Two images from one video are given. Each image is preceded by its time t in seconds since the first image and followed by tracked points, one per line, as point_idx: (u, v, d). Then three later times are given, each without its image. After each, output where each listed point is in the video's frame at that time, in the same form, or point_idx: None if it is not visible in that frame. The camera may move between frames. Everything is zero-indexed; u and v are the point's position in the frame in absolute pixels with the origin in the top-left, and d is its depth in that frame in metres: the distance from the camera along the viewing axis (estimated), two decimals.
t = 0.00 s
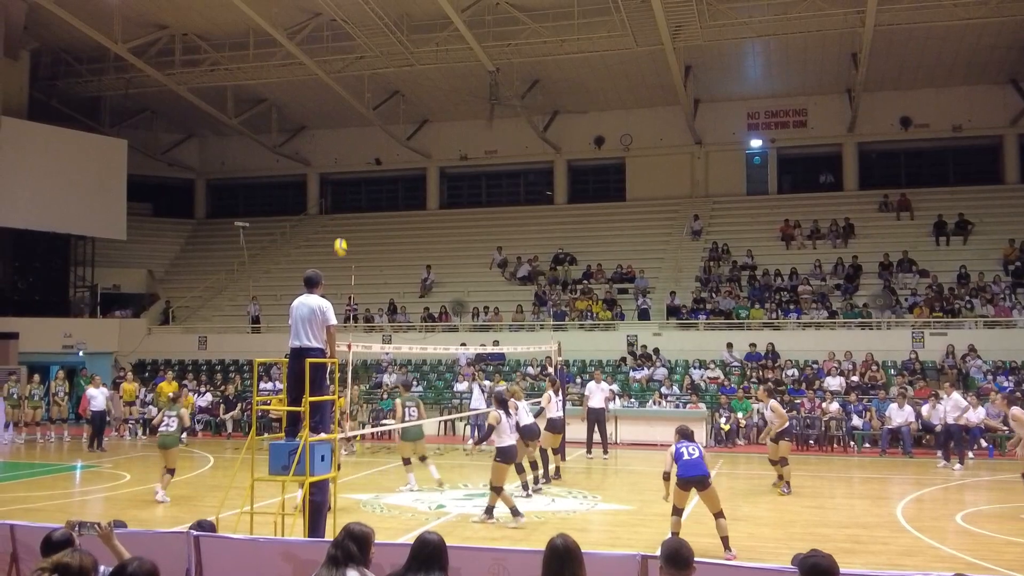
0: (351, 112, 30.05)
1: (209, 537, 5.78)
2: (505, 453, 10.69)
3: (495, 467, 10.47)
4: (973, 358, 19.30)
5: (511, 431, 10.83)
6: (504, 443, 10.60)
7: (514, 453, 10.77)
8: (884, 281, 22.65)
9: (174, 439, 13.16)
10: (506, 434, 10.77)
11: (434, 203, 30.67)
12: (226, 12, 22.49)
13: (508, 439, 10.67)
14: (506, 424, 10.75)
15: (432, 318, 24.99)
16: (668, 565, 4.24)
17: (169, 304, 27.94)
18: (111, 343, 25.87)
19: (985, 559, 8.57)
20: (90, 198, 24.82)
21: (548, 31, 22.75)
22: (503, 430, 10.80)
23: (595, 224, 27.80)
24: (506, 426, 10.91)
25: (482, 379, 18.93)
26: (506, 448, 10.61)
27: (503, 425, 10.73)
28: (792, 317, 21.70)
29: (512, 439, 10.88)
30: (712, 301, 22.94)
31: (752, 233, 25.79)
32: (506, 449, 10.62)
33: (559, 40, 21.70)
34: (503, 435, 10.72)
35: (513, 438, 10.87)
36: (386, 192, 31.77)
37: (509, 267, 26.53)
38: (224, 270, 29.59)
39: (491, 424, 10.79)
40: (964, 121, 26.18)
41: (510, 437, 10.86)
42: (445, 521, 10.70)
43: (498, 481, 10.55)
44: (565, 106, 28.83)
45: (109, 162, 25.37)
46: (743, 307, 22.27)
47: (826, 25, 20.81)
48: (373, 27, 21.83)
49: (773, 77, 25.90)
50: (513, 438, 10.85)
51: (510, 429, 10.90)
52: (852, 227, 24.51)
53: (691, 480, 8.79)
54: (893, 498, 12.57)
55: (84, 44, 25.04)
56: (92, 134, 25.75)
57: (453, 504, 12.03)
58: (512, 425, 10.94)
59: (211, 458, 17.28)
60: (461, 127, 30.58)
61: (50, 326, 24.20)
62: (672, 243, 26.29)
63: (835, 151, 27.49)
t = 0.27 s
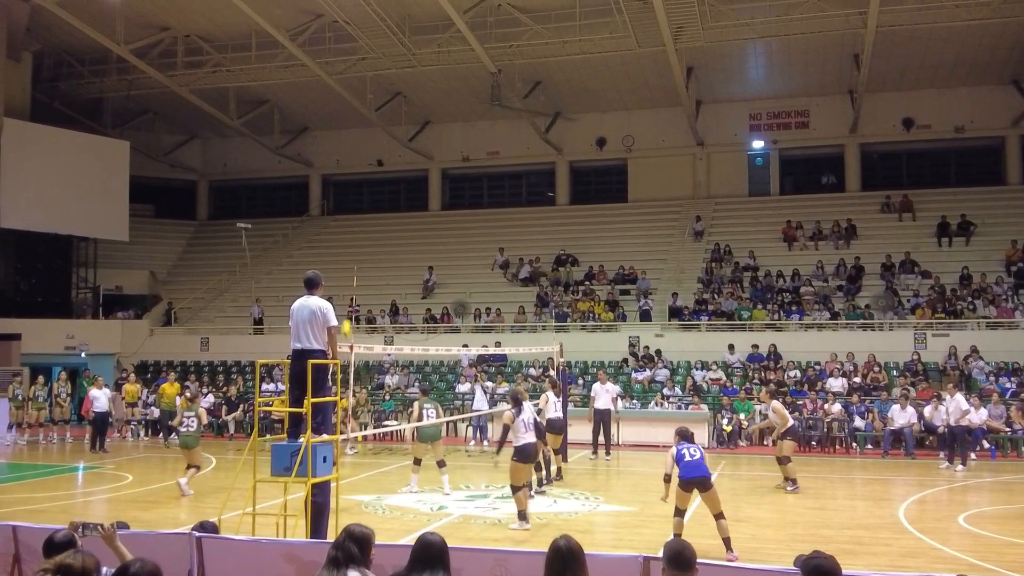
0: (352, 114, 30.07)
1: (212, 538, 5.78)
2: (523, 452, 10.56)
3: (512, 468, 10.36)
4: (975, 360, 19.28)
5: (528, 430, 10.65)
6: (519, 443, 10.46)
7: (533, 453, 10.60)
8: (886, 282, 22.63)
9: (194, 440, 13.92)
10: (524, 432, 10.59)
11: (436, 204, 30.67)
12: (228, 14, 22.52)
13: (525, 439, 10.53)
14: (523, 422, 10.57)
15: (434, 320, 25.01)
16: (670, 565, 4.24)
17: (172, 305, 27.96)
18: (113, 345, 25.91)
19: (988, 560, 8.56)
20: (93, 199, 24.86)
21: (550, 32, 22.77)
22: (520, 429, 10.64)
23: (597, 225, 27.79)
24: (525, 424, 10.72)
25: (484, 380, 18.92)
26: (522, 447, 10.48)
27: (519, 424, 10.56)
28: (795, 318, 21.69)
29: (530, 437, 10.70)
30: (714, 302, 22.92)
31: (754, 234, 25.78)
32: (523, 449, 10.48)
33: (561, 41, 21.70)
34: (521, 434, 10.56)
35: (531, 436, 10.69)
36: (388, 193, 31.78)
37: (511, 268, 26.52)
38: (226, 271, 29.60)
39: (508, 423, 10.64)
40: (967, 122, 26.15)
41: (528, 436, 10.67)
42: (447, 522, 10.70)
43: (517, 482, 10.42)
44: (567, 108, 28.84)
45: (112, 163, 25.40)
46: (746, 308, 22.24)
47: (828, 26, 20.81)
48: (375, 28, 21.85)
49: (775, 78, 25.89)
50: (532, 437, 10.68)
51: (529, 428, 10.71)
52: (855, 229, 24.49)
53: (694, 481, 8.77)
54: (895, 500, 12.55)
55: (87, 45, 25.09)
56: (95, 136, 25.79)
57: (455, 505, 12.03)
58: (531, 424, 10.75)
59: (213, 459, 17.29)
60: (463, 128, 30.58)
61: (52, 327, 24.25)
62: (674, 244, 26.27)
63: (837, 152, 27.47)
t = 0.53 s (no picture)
0: (354, 115, 30.08)
1: (213, 539, 5.78)
2: (543, 457, 10.26)
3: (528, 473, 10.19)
4: (977, 360, 19.26)
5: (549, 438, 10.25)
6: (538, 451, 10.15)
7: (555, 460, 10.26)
8: (888, 283, 22.60)
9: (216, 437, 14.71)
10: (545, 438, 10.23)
11: (438, 205, 30.67)
12: (230, 15, 22.54)
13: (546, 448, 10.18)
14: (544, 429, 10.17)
15: (436, 321, 25.02)
16: (672, 566, 4.23)
17: (174, 306, 27.98)
18: (116, 346, 25.95)
19: (990, 561, 8.55)
20: (95, 200, 24.90)
21: (552, 33, 22.77)
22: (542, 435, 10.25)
23: (598, 226, 27.78)
24: (548, 428, 10.32)
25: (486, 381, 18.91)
26: (542, 455, 10.17)
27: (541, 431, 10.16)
28: (796, 319, 21.68)
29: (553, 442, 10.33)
30: (716, 303, 22.91)
31: (756, 235, 25.76)
32: (543, 455, 10.17)
33: (563, 42, 21.69)
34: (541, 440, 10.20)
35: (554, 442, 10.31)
36: (390, 194, 31.79)
37: (513, 269, 26.52)
38: (228, 272, 29.62)
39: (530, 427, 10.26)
40: (969, 123, 26.12)
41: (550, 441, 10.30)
42: (449, 523, 10.70)
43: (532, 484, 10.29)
44: (569, 109, 28.84)
45: (113, 164, 25.43)
46: (748, 309, 22.22)
47: (830, 27, 20.81)
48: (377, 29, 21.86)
49: (777, 79, 25.88)
50: (554, 442, 10.31)
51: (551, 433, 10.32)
52: (857, 229, 24.46)
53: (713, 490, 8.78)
54: (898, 501, 12.54)
55: (89, 46, 25.13)
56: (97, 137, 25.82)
57: (456, 506, 12.03)
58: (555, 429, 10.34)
59: (215, 461, 17.30)
60: (464, 129, 30.58)
61: (55, 328, 24.30)
62: (675, 245, 26.25)
63: (839, 153, 27.45)
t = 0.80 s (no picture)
0: (355, 116, 30.09)
1: (214, 540, 5.78)
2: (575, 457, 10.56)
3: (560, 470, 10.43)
4: (977, 361, 19.24)
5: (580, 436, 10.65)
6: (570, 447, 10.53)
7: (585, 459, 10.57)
8: (889, 284, 22.59)
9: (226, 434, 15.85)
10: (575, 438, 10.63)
11: (439, 206, 30.67)
12: (231, 16, 22.55)
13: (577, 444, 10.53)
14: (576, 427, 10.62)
15: (437, 322, 25.03)
16: (672, 567, 4.23)
17: (174, 307, 27.98)
18: (116, 346, 25.93)
19: (990, 561, 8.55)
20: (96, 201, 24.91)
21: (553, 33, 22.76)
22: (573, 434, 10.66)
23: (599, 227, 27.78)
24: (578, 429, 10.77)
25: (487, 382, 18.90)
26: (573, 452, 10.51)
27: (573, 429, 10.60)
28: (797, 320, 21.67)
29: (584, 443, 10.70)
30: (717, 303, 22.90)
31: (757, 236, 25.76)
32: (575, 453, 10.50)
33: (564, 42, 21.68)
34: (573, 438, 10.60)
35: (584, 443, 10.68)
36: (391, 195, 31.81)
37: (514, 270, 26.52)
38: (229, 273, 29.63)
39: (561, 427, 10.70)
40: (970, 123, 26.12)
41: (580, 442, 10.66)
42: (450, 523, 10.70)
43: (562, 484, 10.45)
44: (570, 109, 28.83)
45: (114, 165, 25.43)
46: (749, 309, 22.22)
47: (831, 27, 20.80)
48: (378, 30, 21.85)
49: (777, 79, 25.87)
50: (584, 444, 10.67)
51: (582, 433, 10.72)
52: (857, 230, 24.44)
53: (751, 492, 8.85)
54: (898, 502, 12.54)
55: (90, 47, 25.15)
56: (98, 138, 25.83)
57: (457, 507, 12.02)
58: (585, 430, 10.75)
59: (216, 462, 17.29)
60: (465, 130, 30.59)
61: (56, 328, 24.32)
62: (676, 246, 26.24)
63: (840, 154, 27.44)
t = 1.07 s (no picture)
0: (355, 117, 30.11)
1: (213, 542, 5.77)
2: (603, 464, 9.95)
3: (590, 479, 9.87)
4: (977, 362, 19.24)
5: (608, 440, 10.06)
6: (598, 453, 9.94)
7: (614, 465, 9.93)
8: (889, 285, 22.60)
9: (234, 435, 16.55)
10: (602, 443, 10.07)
11: (439, 207, 30.67)
12: (232, 17, 22.57)
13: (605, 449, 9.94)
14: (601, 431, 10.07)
15: (437, 322, 25.04)
16: (672, 568, 4.23)
17: (175, 308, 27.98)
18: (116, 347, 25.90)
19: (990, 563, 8.54)
20: (96, 201, 24.92)
21: (553, 34, 22.79)
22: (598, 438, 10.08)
23: (600, 228, 27.79)
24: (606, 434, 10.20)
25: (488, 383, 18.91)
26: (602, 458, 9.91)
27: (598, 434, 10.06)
28: (797, 321, 21.68)
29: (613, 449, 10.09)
30: (717, 304, 22.91)
31: (757, 237, 25.77)
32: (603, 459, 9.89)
33: (564, 44, 21.71)
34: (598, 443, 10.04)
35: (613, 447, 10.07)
36: (391, 196, 31.82)
37: (514, 271, 26.52)
38: (229, 274, 29.64)
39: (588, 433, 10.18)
40: (970, 125, 26.13)
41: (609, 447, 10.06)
42: (449, 524, 10.69)
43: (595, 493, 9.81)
44: (570, 111, 28.84)
45: (114, 166, 25.44)
46: (749, 311, 22.24)
47: (831, 28, 20.82)
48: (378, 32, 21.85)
49: (778, 81, 25.89)
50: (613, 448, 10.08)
51: (608, 437, 10.15)
52: (857, 231, 24.45)
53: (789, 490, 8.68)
54: (899, 503, 12.53)
55: (91, 48, 25.17)
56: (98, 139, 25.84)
57: (457, 508, 12.03)
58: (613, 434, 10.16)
59: (216, 463, 17.31)
60: (465, 131, 30.61)
61: (56, 329, 24.27)
62: (677, 247, 26.25)
63: (841, 155, 27.45)
